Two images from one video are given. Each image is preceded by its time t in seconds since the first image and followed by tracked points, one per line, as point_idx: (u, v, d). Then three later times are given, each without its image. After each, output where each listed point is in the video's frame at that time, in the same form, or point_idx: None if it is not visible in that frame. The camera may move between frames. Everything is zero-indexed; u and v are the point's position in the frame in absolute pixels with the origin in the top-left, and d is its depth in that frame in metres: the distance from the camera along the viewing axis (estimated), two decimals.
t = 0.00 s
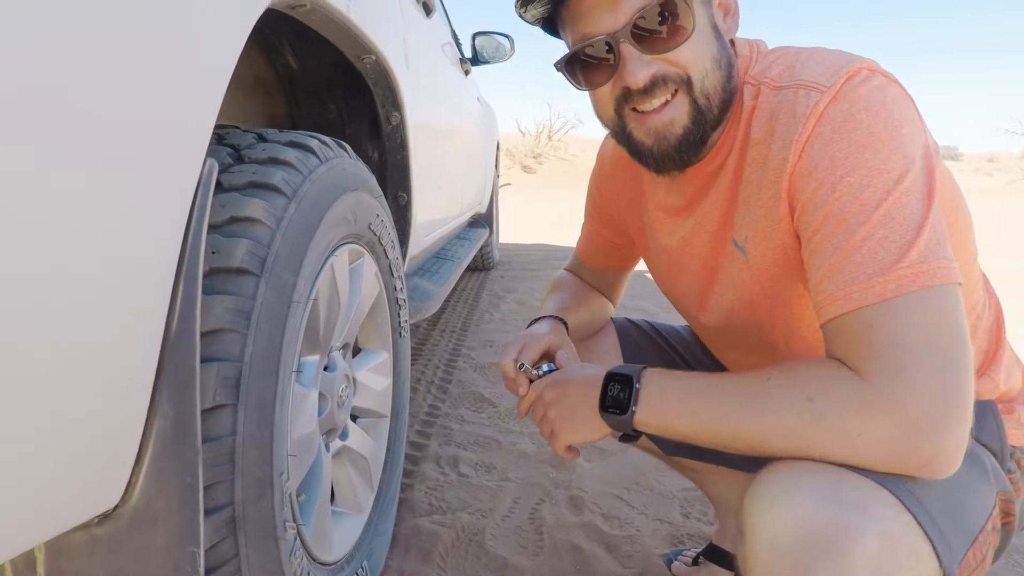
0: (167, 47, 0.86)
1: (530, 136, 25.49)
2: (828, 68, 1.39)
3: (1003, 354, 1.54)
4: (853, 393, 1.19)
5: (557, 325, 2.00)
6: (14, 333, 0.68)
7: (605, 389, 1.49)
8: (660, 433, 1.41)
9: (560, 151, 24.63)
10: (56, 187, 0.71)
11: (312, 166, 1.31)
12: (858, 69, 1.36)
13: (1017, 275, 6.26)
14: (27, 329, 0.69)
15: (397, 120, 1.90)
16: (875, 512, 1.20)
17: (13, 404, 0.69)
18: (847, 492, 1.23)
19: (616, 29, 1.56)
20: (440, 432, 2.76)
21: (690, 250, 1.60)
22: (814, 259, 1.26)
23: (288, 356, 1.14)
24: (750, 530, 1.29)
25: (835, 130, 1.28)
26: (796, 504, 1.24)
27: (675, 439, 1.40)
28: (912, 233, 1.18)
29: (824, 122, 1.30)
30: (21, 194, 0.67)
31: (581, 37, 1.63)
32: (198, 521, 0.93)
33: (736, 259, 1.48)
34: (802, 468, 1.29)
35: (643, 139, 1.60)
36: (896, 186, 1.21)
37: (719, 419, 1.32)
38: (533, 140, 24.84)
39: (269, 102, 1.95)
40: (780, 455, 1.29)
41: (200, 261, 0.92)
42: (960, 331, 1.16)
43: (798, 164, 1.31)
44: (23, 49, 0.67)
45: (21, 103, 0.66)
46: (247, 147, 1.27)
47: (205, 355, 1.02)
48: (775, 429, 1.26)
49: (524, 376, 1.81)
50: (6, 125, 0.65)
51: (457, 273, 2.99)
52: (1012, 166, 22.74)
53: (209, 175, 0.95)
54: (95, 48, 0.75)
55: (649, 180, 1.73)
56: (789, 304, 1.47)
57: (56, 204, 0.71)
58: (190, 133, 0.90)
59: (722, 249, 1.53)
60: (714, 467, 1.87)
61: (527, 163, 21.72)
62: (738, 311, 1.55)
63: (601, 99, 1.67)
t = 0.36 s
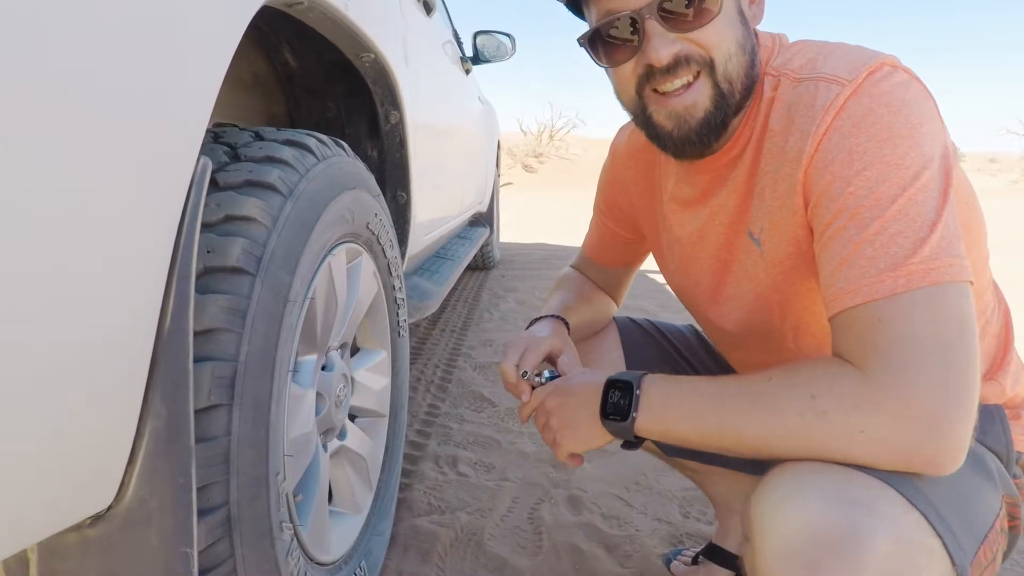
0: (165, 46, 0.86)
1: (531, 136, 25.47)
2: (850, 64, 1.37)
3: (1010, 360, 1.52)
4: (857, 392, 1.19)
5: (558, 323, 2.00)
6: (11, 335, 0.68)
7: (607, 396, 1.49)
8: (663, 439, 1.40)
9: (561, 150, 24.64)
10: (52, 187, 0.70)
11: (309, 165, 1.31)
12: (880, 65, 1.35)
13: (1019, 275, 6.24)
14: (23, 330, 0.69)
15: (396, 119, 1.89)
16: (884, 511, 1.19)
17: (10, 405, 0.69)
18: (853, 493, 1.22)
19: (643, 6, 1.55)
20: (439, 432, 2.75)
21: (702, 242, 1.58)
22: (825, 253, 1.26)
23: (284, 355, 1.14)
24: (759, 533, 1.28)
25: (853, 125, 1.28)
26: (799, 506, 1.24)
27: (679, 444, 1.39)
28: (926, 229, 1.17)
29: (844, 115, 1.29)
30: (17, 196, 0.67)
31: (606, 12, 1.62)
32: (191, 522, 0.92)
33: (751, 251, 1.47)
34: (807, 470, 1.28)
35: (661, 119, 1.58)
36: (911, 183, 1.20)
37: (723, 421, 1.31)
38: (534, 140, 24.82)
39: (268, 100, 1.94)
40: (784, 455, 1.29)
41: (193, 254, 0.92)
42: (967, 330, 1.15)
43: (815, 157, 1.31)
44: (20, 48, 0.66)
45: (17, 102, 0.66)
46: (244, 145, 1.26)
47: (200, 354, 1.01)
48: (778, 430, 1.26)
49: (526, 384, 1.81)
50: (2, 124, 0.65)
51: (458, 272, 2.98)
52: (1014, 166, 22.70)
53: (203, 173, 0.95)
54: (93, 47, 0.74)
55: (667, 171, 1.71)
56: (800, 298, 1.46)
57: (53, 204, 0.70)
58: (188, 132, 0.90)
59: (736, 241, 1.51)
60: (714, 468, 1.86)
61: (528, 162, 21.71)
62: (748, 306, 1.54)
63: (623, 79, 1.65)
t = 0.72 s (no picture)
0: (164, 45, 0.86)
1: (530, 135, 25.47)
2: (864, 61, 1.37)
3: (1015, 358, 1.53)
4: (866, 391, 1.19)
5: (558, 322, 2.00)
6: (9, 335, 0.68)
7: (613, 402, 1.48)
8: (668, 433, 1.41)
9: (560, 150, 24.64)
10: (51, 186, 0.70)
11: (307, 164, 1.31)
12: (896, 62, 1.34)
13: (1018, 274, 6.24)
14: (22, 329, 0.69)
15: (395, 117, 1.89)
16: (898, 512, 1.19)
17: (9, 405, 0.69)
18: (860, 494, 1.22)
19: (647, 21, 1.54)
20: (439, 431, 2.75)
21: (711, 242, 1.59)
22: (836, 251, 1.26)
23: (283, 354, 1.13)
24: (768, 535, 1.29)
25: (868, 122, 1.27)
26: (809, 507, 1.24)
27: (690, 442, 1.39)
28: (940, 228, 1.17)
29: (859, 113, 1.29)
30: (16, 195, 0.67)
31: (610, 26, 1.61)
32: (189, 522, 0.92)
33: (761, 251, 1.48)
34: (820, 471, 1.28)
35: (667, 136, 1.58)
36: (925, 182, 1.20)
37: (732, 422, 1.31)
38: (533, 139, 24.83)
39: (266, 99, 1.93)
40: (793, 455, 1.29)
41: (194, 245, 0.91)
42: (981, 332, 1.15)
43: (828, 155, 1.31)
44: (19, 47, 0.66)
45: (15, 102, 0.66)
46: (242, 144, 1.26)
47: (199, 354, 1.01)
48: (786, 429, 1.26)
49: (520, 372, 1.80)
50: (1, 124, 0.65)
51: (456, 272, 2.97)
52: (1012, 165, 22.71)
53: (202, 171, 0.94)
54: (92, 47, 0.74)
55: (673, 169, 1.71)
56: (809, 297, 1.46)
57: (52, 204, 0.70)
58: (188, 132, 0.90)
59: (745, 239, 1.52)
60: (714, 467, 1.86)
61: (526, 162, 21.69)
62: (756, 305, 1.54)
63: (628, 93, 1.65)
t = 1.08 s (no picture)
0: (166, 49, 0.86)
1: (528, 138, 25.50)
2: (875, 63, 1.37)
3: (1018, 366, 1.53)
4: (863, 395, 1.19)
5: (560, 322, 2.01)
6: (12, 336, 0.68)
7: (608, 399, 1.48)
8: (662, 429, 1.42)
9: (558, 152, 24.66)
10: (53, 189, 0.71)
11: (309, 167, 1.31)
12: (903, 66, 1.35)
13: (1016, 276, 6.25)
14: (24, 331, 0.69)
15: (396, 120, 1.90)
16: (886, 514, 1.20)
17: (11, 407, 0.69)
18: (856, 496, 1.23)
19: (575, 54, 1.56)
20: (438, 433, 2.75)
21: (713, 241, 1.60)
22: (836, 255, 1.27)
23: (286, 357, 1.14)
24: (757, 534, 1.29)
25: (872, 126, 1.28)
26: (804, 508, 1.24)
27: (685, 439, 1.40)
28: (941, 235, 1.18)
29: (863, 116, 1.30)
30: (18, 199, 0.67)
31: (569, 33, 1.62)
32: (193, 523, 0.92)
33: (763, 252, 1.48)
34: (815, 472, 1.29)
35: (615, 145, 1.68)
36: (927, 188, 1.21)
37: (728, 421, 1.32)
38: (532, 141, 24.86)
39: (266, 101, 1.93)
40: (788, 456, 1.30)
41: (195, 264, 0.92)
42: (977, 338, 1.15)
43: (832, 157, 1.31)
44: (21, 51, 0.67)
45: (17, 105, 0.66)
46: (244, 147, 1.26)
47: (202, 356, 1.01)
48: (781, 430, 1.27)
49: (510, 374, 1.78)
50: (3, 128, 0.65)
51: (455, 274, 2.98)
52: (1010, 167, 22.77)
53: (206, 174, 0.95)
54: (94, 51, 0.75)
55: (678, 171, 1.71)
56: (813, 300, 1.47)
57: (54, 207, 0.71)
58: (190, 135, 0.90)
59: (748, 238, 1.52)
60: (714, 468, 1.86)
61: (525, 164, 21.71)
62: (756, 305, 1.55)
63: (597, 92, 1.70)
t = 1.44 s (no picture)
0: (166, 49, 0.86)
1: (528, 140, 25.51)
2: (882, 64, 1.36)
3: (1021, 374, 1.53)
4: (849, 397, 1.19)
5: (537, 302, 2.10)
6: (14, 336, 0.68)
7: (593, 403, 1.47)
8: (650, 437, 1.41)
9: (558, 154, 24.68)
10: (54, 189, 0.70)
11: (313, 167, 1.31)
12: (911, 67, 1.34)
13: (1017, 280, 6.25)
14: (27, 332, 0.69)
15: (399, 121, 1.90)
16: (873, 516, 1.20)
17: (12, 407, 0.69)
18: (852, 498, 1.23)
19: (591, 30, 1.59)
20: (439, 435, 2.75)
21: (721, 238, 1.60)
22: (831, 254, 1.27)
23: (289, 356, 1.14)
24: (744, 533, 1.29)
25: (874, 126, 1.27)
26: (794, 510, 1.24)
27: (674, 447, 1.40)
28: (934, 240, 1.18)
29: (866, 115, 1.29)
30: (20, 198, 0.67)
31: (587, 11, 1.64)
32: (197, 521, 0.93)
33: (767, 248, 1.48)
34: (801, 476, 1.29)
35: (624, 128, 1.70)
36: (924, 192, 1.21)
37: (716, 425, 1.32)
38: (532, 143, 24.87)
39: (268, 102, 1.92)
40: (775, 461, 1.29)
41: (202, 258, 0.92)
42: (964, 344, 1.15)
43: (832, 155, 1.31)
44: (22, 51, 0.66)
45: (17, 105, 0.66)
46: (249, 147, 1.26)
47: (208, 355, 1.01)
48: (766, 433, 1.27)
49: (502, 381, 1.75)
50: (6, 123, 0.65)
51: (456, 275, 2.98)
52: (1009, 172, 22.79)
53: (214, 174, 0.96)
54: (95, 52, 0.74)
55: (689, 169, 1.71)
56: (811, 300, 1.47)
57: (55, 207, 0.71)
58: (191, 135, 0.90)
59: (757, 236, 1.52)
60: (715, 471, 1.86)
61: (525, 166, 21.71)
62: (760, 303, 1.54)
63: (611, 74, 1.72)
